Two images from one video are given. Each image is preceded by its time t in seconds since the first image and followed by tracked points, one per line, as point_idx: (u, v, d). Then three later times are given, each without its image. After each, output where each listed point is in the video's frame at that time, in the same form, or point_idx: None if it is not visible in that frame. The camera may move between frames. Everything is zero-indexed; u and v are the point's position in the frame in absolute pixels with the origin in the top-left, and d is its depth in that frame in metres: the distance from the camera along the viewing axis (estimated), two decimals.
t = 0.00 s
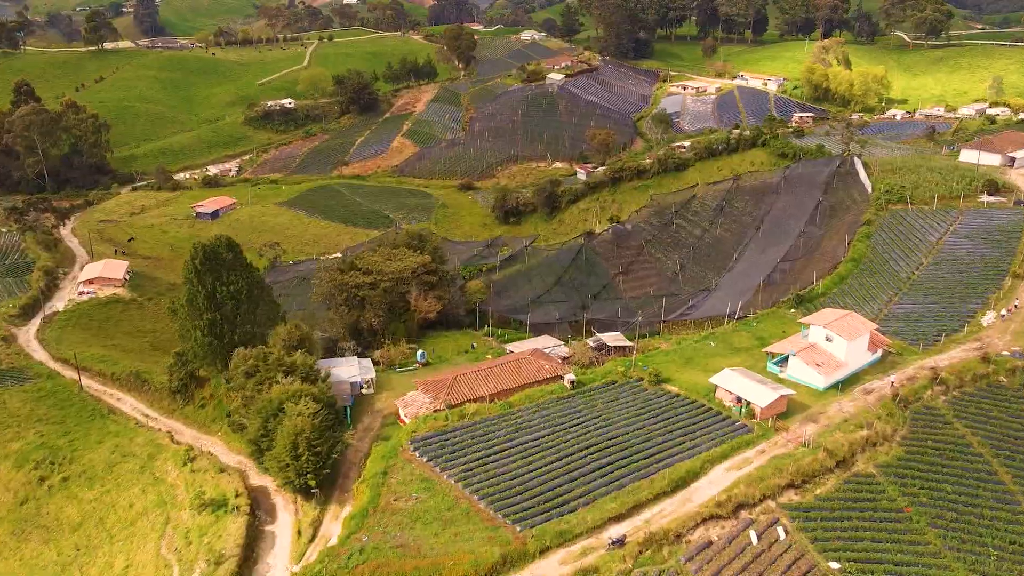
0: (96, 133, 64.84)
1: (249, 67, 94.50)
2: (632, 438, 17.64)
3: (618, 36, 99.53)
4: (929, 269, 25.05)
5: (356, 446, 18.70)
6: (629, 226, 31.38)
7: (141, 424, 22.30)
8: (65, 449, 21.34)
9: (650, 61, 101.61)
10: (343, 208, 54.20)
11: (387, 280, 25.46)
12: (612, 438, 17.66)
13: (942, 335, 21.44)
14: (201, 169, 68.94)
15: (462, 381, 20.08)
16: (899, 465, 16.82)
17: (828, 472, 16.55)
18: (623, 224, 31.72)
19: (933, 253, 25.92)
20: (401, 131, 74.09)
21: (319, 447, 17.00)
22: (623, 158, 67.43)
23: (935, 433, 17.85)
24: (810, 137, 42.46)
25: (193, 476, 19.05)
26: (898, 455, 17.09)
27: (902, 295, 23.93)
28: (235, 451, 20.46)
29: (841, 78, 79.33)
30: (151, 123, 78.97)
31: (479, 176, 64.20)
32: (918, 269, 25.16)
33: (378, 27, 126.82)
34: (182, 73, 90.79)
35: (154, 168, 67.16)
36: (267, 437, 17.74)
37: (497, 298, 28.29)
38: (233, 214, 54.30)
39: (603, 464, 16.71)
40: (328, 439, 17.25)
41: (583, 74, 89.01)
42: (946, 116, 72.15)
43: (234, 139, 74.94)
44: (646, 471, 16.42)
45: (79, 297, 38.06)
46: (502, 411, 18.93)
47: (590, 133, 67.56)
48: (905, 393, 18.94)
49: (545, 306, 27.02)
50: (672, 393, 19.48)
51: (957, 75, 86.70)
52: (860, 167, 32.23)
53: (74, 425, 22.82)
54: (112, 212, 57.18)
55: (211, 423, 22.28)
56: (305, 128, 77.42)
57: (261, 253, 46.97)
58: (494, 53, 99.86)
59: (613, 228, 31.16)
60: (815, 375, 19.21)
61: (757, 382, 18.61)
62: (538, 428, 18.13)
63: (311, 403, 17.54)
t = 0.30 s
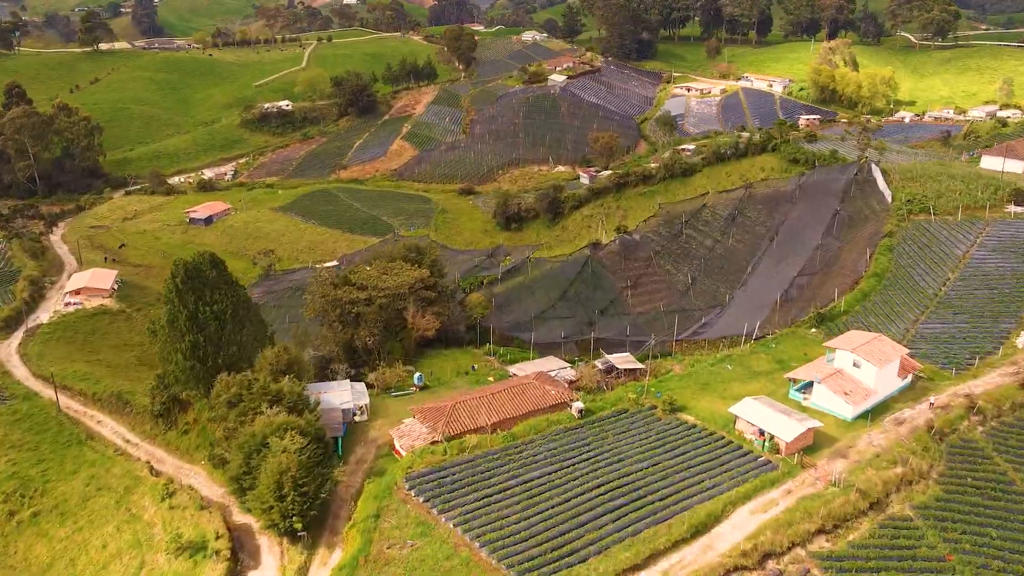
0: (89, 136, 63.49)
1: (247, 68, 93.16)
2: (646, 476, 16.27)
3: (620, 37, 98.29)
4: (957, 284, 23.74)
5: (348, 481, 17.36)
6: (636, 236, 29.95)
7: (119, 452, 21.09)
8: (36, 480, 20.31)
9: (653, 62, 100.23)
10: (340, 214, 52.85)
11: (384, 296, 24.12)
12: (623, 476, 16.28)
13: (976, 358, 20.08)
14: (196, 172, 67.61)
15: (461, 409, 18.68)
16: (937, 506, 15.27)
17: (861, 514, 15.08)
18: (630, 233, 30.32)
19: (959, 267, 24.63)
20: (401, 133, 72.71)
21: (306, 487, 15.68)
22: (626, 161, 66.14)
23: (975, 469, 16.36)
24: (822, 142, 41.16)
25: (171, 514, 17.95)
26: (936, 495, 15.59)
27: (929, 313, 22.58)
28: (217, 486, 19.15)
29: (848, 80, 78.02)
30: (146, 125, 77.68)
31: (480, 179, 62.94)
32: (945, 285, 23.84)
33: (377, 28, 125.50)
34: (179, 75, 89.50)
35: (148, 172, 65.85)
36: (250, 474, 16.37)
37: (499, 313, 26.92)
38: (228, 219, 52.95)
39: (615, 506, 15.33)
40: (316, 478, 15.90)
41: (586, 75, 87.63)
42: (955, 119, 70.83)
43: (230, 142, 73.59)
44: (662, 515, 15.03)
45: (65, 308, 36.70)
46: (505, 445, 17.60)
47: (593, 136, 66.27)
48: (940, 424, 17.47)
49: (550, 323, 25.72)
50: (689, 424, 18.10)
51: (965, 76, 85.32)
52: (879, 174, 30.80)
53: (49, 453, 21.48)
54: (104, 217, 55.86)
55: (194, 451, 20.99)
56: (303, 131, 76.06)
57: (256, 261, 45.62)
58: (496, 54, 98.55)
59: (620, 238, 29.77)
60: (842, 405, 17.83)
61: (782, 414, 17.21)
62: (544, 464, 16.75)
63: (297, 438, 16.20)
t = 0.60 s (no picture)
0: (81, 140, 62.21)
1: (244, 70, 91.91)
2: (661, 525, 14.90)
3: (622, 39, 97.03)
4: (986, 305, 22.53)
5: (336, 525, 16.06)
6: (644, 249, 28.59)
7: (94, 488, 20.09)
8: (4, 520, 19.39)
9: (656, 63, 98.90)
10: (337, 221, 51.53)
11: (378, 316, 22.81)
12: (636, 524, 14.93)
13: (1011, 387, 18.72)
14: (191, 177, 66.31)
15: (460, 445, 17.30)
16: (980, 558, 13.71)
17: (899, 568, 13.49)
18: (638, 246, 28.99)
19: (988, 286, 23.48)
20: (399, 136, 71.41)
21: (289, 537, 14.36)
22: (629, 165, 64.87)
23: (1020, 515, 14.82)
24: (834, 148, 39.88)
25: (145, 562, 17.11)
26: (979, 545, 14.03)
27: (959, 335, 21.30)
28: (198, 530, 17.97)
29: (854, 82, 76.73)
30: (141, 128, 76.43)
31: (480, 184, 61.62)
32: (973, 306, 22.63)
33: (377, 29, 124.28)
34: (175, 77, 88.26)
35: (141, 177, 64.57)
36: (228, 523, 14.99)
37: (499, 332, 25.54)
38: (221, 226, 51.64)
39: (628, 559, 13.92)
40: (300, 526, 14.57)
41: (588, 77, 86.28)
42: (964, 122, 69.56)
43: (226, 145, 72.25)
44: (679, 569, 13.59)
45: (49, 321, 35.37)
46: (507, 486, 16.26)
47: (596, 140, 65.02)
48: (979, 464, 16.01)
49: (555, 343, 24.42)
50: (705, 464, 16.82)
51: (973, 77, 83.86)
52: (897, 184, 29.59)
53: (18, 488, 20.50)
54: (95, 224, 54.57)
55: (175, 485, 19.67)
56: (300, 134, 74.70)
57: (250, 271, 44.35)
58: (496, 55, 97.28)
59: (627, 252, 28.44)
60: (871, 442, 16.50)
61: (807, 452, 15.85)
62: (550, 510, 15.39)
63: (280, 482, 14.87)
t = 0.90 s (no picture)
0: (72, 145, 60.96)
1: (240, 73, 90.68)
2: None
3: (625, 41, 95.79)
4: (1017, 334, 22.48)
5: None
6: (651, 267, 27.28)
7: (67, 532, 18.95)
8: None
9: (659, 66, 97.65)
10: (333, 230, 50.29)
11: (371, 343, 21.52)
12: None
13: None
14: (185, 183, 65.08)
15: (459, 492, 16.04)
16: None
17: None
18: (644, 263, 27.71)
19: (1016, 312, 23.50)
20: (398, 141, 70.15)
21: None
22: (632, 172, 63.65)
23: None
24: (845, 159, 38.65)
25: None
26: None
27: (991, 366, 21.03)
28: None
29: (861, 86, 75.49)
30: (134, 133, 75.20)
31: (480, 191, 60.39)
32: (1004, 334, 22.51)
33: (376, 31, 123.13)
34: (170, 80, 87.04)
35: (134, 184, 63.35)
36: None
37: (501, 357, 24.30)
38: (215, 235, 50.39)
39: None
40: None
41: (589, 81, 85.07)
42: (974, 128, 68.57)
43: (221, 150, 70.95)
44: None
45: (32, 338, 34.15)
46: (508, 543, 15.16)
47: (598, 146, 63.80)
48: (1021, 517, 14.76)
49: (559, 372, 23.18)
50: (722, 515, 15.63)
51: (982, 80, 82.43)
52: (915, 200, 28.44)
53: None
54: (86, 232, 53.38)
55: (153, 529, 18.49)
56: (297, 139, 73.43)
57: (242, 284, 43.15)
58: (497, 58, 96.02)
59: (634, 270, 27.14)
60: (904, 492, 15.18)
61: (834, 505, 14.60)
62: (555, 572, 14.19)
63: (260, 543, 13.62)
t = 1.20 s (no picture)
0: (63, 153, 59.73)
1: (236, 77, 89.44)
2: None
3: (626, 45, 94.56)
4: None
5: None
6: (658, 289, 26.06)
7: None
8: None
9: (661, 70, 96.41)
10: (329, 240, 49.00)
11: (361, 376, 20.29)
12: None
13: None
14: (179, 190, 63.79)
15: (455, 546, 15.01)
16: None
17: None
18: (651, 285, 26.48)
19: None
20: (396, 147, 68.92)
21: None
22: (635, 179, 62.50)
23: None
24: (857, 170, 37.39)
25: None
26: None
27: None
28: None
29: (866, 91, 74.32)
30: (128, 139, 73.93)
31: (480, 199, 59.14)
32: None
33: (374, 33, 121.90)
34: (165, 84, 85.79)
35: (127, 192, 62.13)
36: None
37: (501, 388, 23.14)
38: (207, 245, 49.09)
39: None
40: None
41: (591, 84, 83.85)
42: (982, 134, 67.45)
43: (216, 156, 69.63)
44: None
45: (15, 358, 32.99)
46: None
47: (600, 153, 62.61)
48: None
49: (562, 403, 21.89)
50: None
51: (988, 85, 81.19)
52: (934, 217, 27.27)
53: None
54: (76, 242, 52.14)
55: None
56: (293, 144, 72.14)
57: (235, 297, 41.83)
58: (496, 62, 94.81)
59: (640, 293, 25.90)
60: (939, 550, 14.17)
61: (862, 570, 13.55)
62: None
63: None
